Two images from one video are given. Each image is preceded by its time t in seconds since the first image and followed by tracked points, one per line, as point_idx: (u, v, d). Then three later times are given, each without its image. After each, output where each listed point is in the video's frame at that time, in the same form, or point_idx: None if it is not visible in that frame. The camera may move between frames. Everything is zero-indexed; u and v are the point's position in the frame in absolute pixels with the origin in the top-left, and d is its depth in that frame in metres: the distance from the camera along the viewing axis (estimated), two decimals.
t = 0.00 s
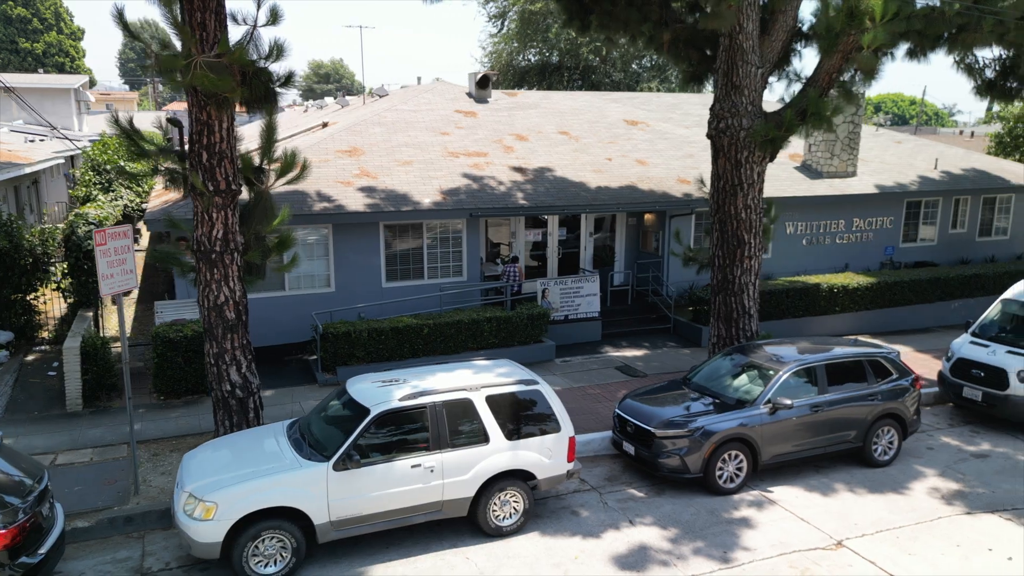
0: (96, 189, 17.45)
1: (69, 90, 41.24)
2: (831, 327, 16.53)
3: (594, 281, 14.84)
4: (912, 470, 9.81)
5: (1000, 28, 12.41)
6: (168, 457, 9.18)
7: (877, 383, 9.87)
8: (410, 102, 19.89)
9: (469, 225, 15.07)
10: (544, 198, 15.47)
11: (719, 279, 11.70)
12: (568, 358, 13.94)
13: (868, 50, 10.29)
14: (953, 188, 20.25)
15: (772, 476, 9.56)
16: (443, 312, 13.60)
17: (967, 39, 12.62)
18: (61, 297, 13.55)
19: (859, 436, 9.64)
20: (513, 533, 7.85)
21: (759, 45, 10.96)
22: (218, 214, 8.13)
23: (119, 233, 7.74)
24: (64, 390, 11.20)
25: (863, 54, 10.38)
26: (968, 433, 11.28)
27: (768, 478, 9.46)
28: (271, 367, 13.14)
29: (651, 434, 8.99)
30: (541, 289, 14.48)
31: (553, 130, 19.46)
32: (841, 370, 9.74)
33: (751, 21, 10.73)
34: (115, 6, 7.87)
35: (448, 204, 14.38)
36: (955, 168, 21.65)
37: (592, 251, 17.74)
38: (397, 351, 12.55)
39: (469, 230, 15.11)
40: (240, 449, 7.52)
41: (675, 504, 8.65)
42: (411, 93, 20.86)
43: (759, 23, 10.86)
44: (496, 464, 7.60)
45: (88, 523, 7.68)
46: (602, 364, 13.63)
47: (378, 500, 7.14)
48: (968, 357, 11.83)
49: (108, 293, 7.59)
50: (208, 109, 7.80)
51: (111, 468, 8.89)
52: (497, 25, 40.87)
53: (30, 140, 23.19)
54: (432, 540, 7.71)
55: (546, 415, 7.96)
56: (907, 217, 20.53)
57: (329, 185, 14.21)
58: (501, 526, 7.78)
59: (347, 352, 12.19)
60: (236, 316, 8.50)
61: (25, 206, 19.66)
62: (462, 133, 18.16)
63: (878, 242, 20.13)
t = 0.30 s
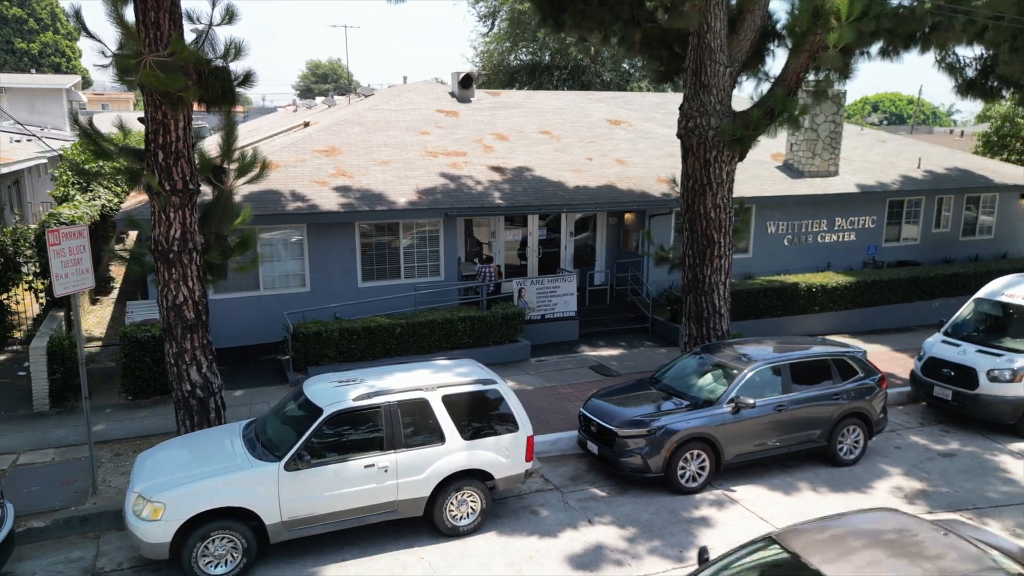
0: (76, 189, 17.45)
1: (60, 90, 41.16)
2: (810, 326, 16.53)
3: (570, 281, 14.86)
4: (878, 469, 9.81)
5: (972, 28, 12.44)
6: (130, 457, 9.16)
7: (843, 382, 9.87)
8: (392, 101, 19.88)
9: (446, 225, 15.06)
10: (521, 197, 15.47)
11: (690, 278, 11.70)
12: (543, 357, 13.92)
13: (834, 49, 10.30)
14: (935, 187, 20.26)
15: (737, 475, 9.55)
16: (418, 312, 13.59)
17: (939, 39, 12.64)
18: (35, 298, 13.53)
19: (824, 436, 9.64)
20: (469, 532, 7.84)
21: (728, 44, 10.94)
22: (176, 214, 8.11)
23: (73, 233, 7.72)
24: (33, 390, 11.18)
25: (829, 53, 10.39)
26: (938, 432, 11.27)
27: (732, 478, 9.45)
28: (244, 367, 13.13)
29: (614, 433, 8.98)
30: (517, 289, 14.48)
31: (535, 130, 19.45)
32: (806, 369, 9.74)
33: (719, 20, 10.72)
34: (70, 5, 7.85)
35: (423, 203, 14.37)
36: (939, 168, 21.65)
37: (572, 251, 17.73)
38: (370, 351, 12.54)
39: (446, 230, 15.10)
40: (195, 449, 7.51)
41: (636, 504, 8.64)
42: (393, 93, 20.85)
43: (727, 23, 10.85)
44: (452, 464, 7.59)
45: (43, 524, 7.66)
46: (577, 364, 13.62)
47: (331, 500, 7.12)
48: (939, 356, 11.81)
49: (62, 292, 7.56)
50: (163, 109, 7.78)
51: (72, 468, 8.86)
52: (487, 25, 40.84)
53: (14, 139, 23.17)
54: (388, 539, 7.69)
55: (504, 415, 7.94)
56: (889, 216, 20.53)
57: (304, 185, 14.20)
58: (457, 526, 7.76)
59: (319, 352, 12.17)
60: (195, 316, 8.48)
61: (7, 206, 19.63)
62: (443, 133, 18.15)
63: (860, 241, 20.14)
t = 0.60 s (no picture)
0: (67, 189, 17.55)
1: (61, 90, 41.31)
2: (799, 325, 16.51)
3: (557, 280, 14.88)
4: (856, 468, 9.79)
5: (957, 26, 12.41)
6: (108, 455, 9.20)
7: (821, 380, 9.86)
8: (384, 101, 19.91)
9: (434, 224, 15.08)
10: (508, 196, 15.47)
11: (672, 277, 11.70)
12: (528, 356, 13.93)
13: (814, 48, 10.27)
14: (928, 186, 20.20)
15: (714, 474, 9.55)
16: (403, 310, 13.60)
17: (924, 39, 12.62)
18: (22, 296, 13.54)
19: (802, 434, 9.63)
20: (441, 530, 7.85)
21: (708, 43, 10.93)
22: (150, 212, 8.15)
23: (48, 231, 7.77)
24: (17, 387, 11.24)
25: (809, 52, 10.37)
26: (919, 431, 11.25)
27: (709, 476, 9.45)
28: (230, 365, 13.15)
29: (589, 431, 8.98)
30: (503, 288, 14.50)
31: (526, 129, 19.45)
32: (784, 368, 9.73)
33: (699, 19, 10.72)
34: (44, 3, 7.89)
35: (409, 202, 14.39)
36: (932, 167, 21.58)
37: (562, 250, 17.73)
38: (354, 349, 12.56)
39: (434, 229, 15.12)
40: (167, 446, 7.55)
41: (610, 501, 8.65)
42: (385, 92, 20.87)
43: (708, 21, 10.84)
44: (423, 461, 7.59)
45: (17, 520, 7.70)
46: (562, 362, 13.63)
47: (300, 497, 7.13)
48: (922, 355, 11.76)
49: (36, 290, 7.60)
50: (135, 107, 7.82)
51: (49, 465, 8.90)
52: (485, 25, 40.86)
53: (10, 138, 23.25)
54: (359, 536, 7.71)
55: (476, 413, 7.95)
56: (882, 215, 20.48)
57: (291, 184, 14.25)
58: (429, 523, 7.78)
59: (302, 350, 12.19)
60: (170, 313, 8.51)
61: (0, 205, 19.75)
62: (433, 132, 18.17)
63: (852, 240, 20.10)
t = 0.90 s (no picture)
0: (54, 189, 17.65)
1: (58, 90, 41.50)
2: (782, 324, 16.54)
3: (539, 279, 14.93)
4: (825, 466, 9.83)
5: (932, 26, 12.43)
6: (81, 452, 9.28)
7: (791, 378, 9.90)
8: (371, 100, 19.99)
9: (416, 223, 15.14)
10: (490, 195, 15.53)
11: (647, 276, 11.76)
12: (509, 355, 13.99)
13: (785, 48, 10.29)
14: (914, 186, 20.21)
15: (683, 472, 9.60)
16: (383, 309, 13.66)
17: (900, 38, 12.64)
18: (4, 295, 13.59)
19: (771, 432, 9.68)
20: (405, 527, 7.91)
21: (682, 42, 10.98)
22: (118, 211, 8.23)
23: (14, 231, 7.84)
24: None
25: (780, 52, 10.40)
26: (893, 429, 11.29)
27: (678, 474, 9.50)
28: (211, 363, 13.23)
29: (557, 429, 9.04)
30: (485, 287, 14.56)
31: (512, 129, 19.51)
32: (753, 366, 9.78)
33: (672, 19, 10.77)
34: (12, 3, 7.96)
35: (390, 201, 14.45)
36: (920, 166, 21.60)
37: (547, 250, 17.78)
38: (332, 348, 12.64)
39: (416, 228, 15.18)
40: (132, 442, 7.63)
41: (576, 499, 8.71)
42: (373, 92, 20.94)
43: (681, 21, 10.88)
44: (385, 458, 7.66)
45: None
46: (542, 361, 13.68)
47: (261, 493, 7.20)
48: (897, 354, 11.80)
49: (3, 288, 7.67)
50: (101, 107, 7.89)
51: (22, 462, 8.98)
52: (480, 25, 40.95)
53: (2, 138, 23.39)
54: (323, 532, 7.77)
55: (440, 411, 8.00)
56: (869, 215, 20.51)
57: (273, 183, 14.34)
58: (393, 520, 7.83)
59: (280, 348, 12.27)
60: (140, 311, 8.59)
61: None
62: (419, 132, 18.24)
63: (839, 240, 20.13)
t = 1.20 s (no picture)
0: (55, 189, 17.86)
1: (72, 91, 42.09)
2: (779, 326, 16.41)
3: (531, 279, 14.91)
4: (808, 469, 9.73)
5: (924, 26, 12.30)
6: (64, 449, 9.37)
7: (774, 380, 9.81)
8: (370, 101, 20.05)
9: (409, 223, 15.16)
10: (483, 195, 15.52)
11: (634, 276, 11.71)
12: (499, 355, 13.97)
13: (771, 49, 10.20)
14: (917, 186, 19.99)
15: (664, 473, 9.54)
16: (374, 308, 13.69)
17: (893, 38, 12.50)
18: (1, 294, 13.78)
19: (753, 434, 9.60)
20: (377, 526, 7.90)
21: (668, 42, 10.92)
22: (96, 210, 8.32)
23: None
24: None
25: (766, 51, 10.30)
26: (882, 432, 11.15)
27: (658, 475, 9.44)
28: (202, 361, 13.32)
29: (535, 430, 9.02)
30: (477, 287, 14.56)
31: (510, 129, 19.49)
32: (736, 368, 9.69)
33: (658, 18, 10.73)
34: None
35: (382, 201, 14.49)
36: (924, 166, 21.35)
37: (543, 250, 17.75)
38: (321, 347, 12.68)
39: (409, 228, 15.21)
40: (108, 438, 7.70)
41: (552, 500, 8.67)
42: (373, 92, 21.02)
43: (667, 20, 10.83)
44: (356, 457, 7.67)
45: None
46: (532, 361, 13.65)
47: (231, 492, 7.23)
48: (888, 356, 11.66)
49: None
50: (79, 108, 7.98)
51: (4, 458, 9.08)
52: (488, 25, 40.98)
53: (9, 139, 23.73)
54: (295, 531, 7.79)
55: (413, 411, 7.99)
56: (871, 216, 20.29)
57: (266, 183, 14.43)
58: (364, 519, 7.83)
59: (269, 347, 12.33)
60: (119, 310, 8.67)
61: None
62: (417, 132, 18.27)
63: (840, 240, 19.94)
